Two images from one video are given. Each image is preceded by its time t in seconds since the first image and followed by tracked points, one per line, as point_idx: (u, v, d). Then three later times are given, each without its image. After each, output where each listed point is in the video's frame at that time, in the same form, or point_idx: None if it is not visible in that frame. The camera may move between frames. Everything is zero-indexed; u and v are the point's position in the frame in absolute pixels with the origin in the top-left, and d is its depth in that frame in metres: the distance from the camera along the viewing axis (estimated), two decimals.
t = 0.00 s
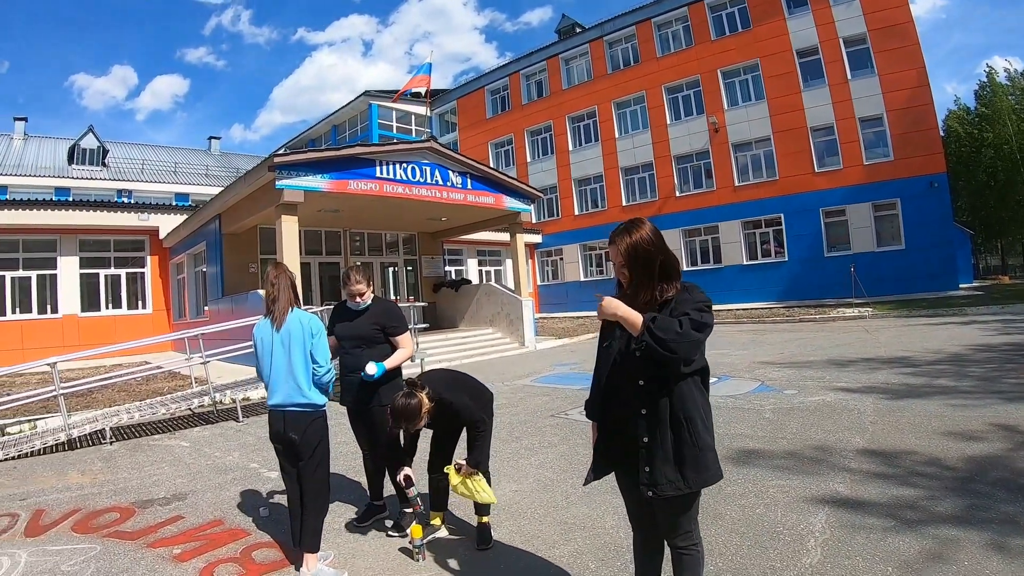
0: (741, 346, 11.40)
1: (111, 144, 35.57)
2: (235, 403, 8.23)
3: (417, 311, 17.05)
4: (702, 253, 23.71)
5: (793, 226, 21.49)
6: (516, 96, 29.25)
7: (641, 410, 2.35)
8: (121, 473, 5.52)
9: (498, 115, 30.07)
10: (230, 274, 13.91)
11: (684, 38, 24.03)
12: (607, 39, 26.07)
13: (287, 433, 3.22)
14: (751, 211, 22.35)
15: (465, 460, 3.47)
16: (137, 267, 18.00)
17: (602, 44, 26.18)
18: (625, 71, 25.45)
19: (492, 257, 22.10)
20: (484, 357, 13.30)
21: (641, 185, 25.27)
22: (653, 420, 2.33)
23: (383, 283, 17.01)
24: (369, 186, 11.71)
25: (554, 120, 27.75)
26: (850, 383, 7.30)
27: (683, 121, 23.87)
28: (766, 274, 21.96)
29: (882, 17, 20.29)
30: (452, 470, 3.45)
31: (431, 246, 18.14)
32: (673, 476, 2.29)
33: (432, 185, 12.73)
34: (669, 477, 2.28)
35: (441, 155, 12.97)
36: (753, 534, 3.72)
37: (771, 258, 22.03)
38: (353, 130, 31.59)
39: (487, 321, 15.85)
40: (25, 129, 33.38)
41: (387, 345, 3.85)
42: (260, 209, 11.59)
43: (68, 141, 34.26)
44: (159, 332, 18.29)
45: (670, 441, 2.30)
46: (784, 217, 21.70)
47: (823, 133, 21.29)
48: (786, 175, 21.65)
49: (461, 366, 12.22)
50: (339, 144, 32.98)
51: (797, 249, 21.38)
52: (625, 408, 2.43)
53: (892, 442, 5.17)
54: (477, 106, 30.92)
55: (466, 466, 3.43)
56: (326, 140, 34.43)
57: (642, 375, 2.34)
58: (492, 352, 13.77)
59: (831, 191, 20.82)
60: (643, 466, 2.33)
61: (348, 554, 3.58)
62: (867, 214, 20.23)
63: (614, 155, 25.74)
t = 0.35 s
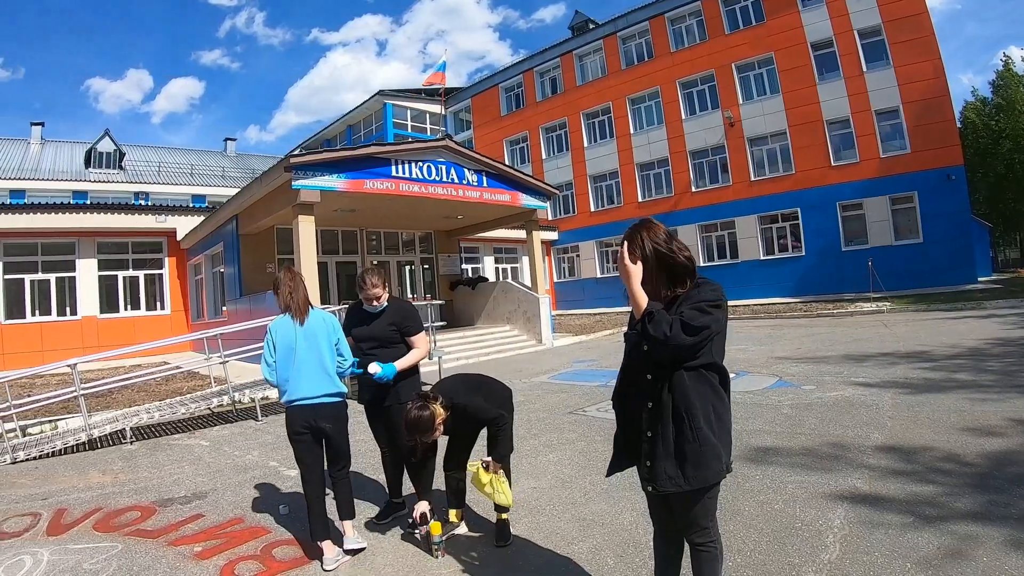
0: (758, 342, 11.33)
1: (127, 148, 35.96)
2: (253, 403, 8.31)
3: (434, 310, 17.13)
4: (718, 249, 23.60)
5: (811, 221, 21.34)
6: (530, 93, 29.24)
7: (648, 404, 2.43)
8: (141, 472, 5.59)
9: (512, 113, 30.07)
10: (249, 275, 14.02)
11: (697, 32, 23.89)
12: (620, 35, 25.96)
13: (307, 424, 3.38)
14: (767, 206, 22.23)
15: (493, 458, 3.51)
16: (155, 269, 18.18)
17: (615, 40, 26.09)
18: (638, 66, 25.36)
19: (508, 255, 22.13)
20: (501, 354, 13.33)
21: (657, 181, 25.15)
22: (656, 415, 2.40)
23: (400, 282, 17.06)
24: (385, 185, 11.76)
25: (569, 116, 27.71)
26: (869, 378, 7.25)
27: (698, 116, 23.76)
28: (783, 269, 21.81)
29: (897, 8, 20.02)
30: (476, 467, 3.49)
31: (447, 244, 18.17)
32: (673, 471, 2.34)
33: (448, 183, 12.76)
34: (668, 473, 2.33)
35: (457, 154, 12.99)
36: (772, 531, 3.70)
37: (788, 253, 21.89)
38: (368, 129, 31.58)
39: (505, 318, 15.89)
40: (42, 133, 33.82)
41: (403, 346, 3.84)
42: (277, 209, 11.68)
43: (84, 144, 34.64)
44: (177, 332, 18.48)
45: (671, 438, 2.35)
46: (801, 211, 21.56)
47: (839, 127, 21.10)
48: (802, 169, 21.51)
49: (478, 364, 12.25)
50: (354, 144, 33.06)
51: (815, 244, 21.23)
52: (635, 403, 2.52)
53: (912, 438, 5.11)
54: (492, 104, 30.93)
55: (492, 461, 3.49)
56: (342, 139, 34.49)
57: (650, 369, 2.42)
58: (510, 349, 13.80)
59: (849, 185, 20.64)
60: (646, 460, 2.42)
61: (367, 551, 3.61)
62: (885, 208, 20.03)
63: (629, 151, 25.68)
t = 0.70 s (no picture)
0: (769, 338, 11.30)
1: (137, 150, 36.20)
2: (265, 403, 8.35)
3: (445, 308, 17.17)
4: (729, 245, 23.55)
5: (821, 217, 21.24)
6: (538, 91, 29.22)
7: (655, 403, 2.44)
8: (153, 473, 5.62)
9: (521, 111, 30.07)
10: (260, 275, 14.08)
11: (705, 28, 23.79)
12: (629, 32, 25.90)
13: (321, 421, 3.45)
14: (777, 202, 22.16)
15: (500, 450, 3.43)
16: (167, 270, 18.28)
17: (623, 37, 26.02)
18: (647, 63, 25.29)
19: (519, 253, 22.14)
20: (512, 352, 13.34)
21: (667, 178, 25.09)
22: (664, 415, 2.41)
23: (411, 281, 17.12)
24: (395, 184, 11.77)
25: (578, 114, 27.68)
26: (882, 374, 7.21)
27: (708, 112, 23.68)
28: (794, 265, 21.73)
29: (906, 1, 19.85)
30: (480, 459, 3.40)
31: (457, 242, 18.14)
32: (679, 470, 2.35)
33: (457, 182, 12.78)
34: (674, 473, 2.35)
35: (467, 152, 13.01)
36: (785, 529, 3.68)
37: (799, 248, 21.80)
38: (377, 129, 31.59)
39: (515, 316, 15.90)
40: (52, 137, 34.07)
41: (415, 348, 3.85)
42: (287, 210, 11.72)
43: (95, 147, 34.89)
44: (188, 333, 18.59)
45: (678, 438, 2.36)
46: (811, 207, 21.45)
47: (848, 121, 20.98)
48: (812, 164, 21.41)
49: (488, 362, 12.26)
50: (363, 144, 33.11)
51: (825, 239, 21.13)
52: (643, 401, 2.53)
53: (926, 435, 5.08)
54: (500, 102, 30.94)
55: (498, 454, 3.41)
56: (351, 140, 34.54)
57: (657, 370, 2.40)
58: (521, 347, 13.81)
59: (860, 180, 20.50)
60: (652, 458, 2.44)
61: (381, 550, 3.61)
62: (895, 203, 19.88)
63: (639, 148, 25.64)
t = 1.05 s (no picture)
0: (776, 335, 11.28)
1: (141, 153, 36.31)
2: (272, 403, 8.38)
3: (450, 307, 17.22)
4: (734, 242, 23.51)
5: (826, 213, 21.19)
6: (541, 89, 29.22)
7: (662, 407, 2.43)
8: (161, 474, 5.64)
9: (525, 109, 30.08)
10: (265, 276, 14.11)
11: (709, 25, 23.73)
12: (632, 29, 25.85)
13: (311, 411, 3.95)
14: (782, 199, 22.13)
15: (498, 417, 3.42)
16: (172, 272, 18.33)
17: (626, 35, 25.98)
18: (650, 60, 25.25)
19: (524, 251, 22.13)
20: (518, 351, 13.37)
21: (671, 175, 25.06)
22: (671, 418, 2.41)
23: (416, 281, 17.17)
24: (399, 184, 11.78)
25: (582, 112, 27.67)
26: (888, 370, 7.19)
27: (712, 109, 23.62)
28: (800, 261, 21.70)
29: None
30: (474, 421, 3.45)
31: (462, 241, 18.18)
32: (688, 474, 2.36)
33: (461, 181, 12.79)
34: (684, 477, 2.35)
35: (471, 152, 13.01)
36: (793, 525, 3.67)
37: (804, 245, 21.75)
38: (381, 129, 31.60)
39: (521, 315, 15.94)
40: (57, 140, 34.18)
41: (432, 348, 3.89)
42: (291, 211, 11.76)
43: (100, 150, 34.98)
44: (194, 334, 18.64)
45: (687, 441, 2.37)
46: (816, 203, 21.41)
47: (853, 117, 20.92)
48: (817, 160, 21.35)
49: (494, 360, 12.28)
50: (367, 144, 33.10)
51: (831, 236, 21.06)
52: (650, 405, 2.53)
53: (933, 431, 5.06)
54: (504, 100, 30.95)
55: (496, 419, 3.42)
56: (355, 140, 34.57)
57: (665, 373, 2.41)
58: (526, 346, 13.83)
59: (865, 176, 20.43)
60: (660, 462, 2.44)
61: (387, 549, 3.61)
62: (901, 198, 19.81)
63: (643, 145, 25.61)
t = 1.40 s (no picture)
0: (778, 332, 11.28)
1: (142, 154, 36.35)
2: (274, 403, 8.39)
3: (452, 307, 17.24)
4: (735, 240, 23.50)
5: (827, 210, 21.16)
6: (542, 88, 29.22)
7: (668, 410, 2.44)
8: (164, 475, 5.65)
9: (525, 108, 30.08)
10: (267, 277, 14.12)
11: (709, 22, 23.70)
12: (632, 28, 25.83)
13: (279, 413, 4.15)
14: (783, 196, 22.10)
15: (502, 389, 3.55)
16: (174, 273, 18.35)
17: (626, 33, 25.95)
18: (650, 58, 25.22)
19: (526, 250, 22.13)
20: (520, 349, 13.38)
21: (672, 173, 25.05)
22: (675, 421, 2.44)
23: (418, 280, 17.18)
24: (399, 183, 11.77)
25: (582, 110, 27.65)
26: (891, 366, 7.19)
27: (712, 106, 23.60)
28: (801, 258, 21.68)
29: None
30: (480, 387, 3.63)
31: (463, 241, 18.19)
32: (692, 476, 2.37)
33: (462, 180, 12.79)
34: (689, 480, 2.36)
35: (472, 150, 13.01)
36: (795, 522, 3.67)
37: (805, 242, 21.73)
38: (382, 129, 31.59)
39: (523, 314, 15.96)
40: (58, 142, 34.22)
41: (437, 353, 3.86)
42: (292, 211, 11.76)
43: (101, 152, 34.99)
44: (196, 335, 18.66)
45: (694, 442, 2.38)
46: (817, 200, 21.39)
47: (853, 114, 20.88)
48: (818, 157, 21.33)
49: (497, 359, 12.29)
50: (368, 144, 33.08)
51: (832, 232, 21.05)
52: (652, 406, 2.55)
53: (935, 427, 5.05)
54: (504, 99, 30.96)
55: (501, 390, 3.54)
56: (355, 140, 34.56)
57: (670, 375, 2.44)
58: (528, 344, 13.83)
59: (866, 172, 20.41)
60: (665, 465, 2.44)
61: (390, 549, 3.61)
62: (902, 195, 19.78)
63: (643, 143, 25.59)
